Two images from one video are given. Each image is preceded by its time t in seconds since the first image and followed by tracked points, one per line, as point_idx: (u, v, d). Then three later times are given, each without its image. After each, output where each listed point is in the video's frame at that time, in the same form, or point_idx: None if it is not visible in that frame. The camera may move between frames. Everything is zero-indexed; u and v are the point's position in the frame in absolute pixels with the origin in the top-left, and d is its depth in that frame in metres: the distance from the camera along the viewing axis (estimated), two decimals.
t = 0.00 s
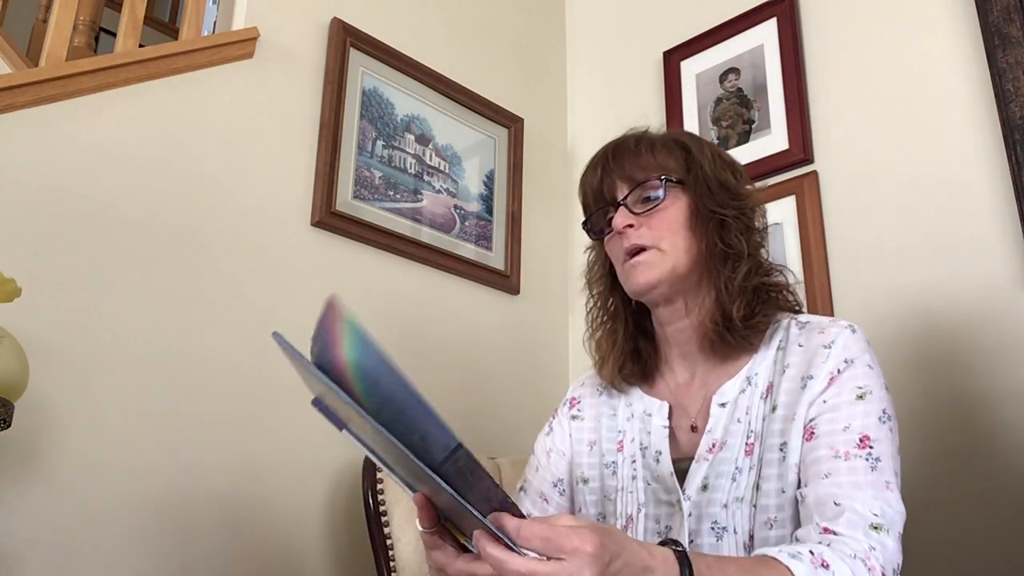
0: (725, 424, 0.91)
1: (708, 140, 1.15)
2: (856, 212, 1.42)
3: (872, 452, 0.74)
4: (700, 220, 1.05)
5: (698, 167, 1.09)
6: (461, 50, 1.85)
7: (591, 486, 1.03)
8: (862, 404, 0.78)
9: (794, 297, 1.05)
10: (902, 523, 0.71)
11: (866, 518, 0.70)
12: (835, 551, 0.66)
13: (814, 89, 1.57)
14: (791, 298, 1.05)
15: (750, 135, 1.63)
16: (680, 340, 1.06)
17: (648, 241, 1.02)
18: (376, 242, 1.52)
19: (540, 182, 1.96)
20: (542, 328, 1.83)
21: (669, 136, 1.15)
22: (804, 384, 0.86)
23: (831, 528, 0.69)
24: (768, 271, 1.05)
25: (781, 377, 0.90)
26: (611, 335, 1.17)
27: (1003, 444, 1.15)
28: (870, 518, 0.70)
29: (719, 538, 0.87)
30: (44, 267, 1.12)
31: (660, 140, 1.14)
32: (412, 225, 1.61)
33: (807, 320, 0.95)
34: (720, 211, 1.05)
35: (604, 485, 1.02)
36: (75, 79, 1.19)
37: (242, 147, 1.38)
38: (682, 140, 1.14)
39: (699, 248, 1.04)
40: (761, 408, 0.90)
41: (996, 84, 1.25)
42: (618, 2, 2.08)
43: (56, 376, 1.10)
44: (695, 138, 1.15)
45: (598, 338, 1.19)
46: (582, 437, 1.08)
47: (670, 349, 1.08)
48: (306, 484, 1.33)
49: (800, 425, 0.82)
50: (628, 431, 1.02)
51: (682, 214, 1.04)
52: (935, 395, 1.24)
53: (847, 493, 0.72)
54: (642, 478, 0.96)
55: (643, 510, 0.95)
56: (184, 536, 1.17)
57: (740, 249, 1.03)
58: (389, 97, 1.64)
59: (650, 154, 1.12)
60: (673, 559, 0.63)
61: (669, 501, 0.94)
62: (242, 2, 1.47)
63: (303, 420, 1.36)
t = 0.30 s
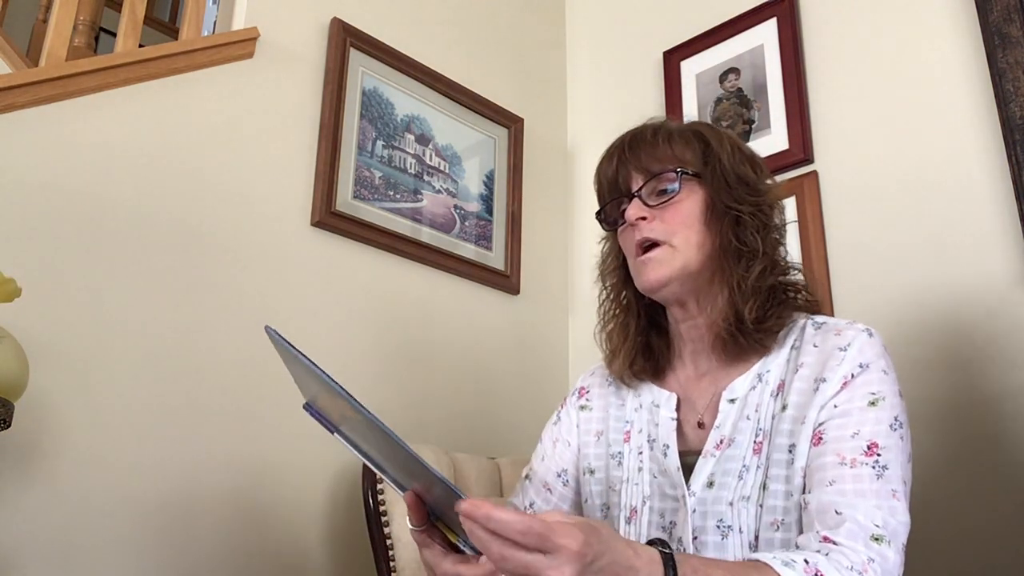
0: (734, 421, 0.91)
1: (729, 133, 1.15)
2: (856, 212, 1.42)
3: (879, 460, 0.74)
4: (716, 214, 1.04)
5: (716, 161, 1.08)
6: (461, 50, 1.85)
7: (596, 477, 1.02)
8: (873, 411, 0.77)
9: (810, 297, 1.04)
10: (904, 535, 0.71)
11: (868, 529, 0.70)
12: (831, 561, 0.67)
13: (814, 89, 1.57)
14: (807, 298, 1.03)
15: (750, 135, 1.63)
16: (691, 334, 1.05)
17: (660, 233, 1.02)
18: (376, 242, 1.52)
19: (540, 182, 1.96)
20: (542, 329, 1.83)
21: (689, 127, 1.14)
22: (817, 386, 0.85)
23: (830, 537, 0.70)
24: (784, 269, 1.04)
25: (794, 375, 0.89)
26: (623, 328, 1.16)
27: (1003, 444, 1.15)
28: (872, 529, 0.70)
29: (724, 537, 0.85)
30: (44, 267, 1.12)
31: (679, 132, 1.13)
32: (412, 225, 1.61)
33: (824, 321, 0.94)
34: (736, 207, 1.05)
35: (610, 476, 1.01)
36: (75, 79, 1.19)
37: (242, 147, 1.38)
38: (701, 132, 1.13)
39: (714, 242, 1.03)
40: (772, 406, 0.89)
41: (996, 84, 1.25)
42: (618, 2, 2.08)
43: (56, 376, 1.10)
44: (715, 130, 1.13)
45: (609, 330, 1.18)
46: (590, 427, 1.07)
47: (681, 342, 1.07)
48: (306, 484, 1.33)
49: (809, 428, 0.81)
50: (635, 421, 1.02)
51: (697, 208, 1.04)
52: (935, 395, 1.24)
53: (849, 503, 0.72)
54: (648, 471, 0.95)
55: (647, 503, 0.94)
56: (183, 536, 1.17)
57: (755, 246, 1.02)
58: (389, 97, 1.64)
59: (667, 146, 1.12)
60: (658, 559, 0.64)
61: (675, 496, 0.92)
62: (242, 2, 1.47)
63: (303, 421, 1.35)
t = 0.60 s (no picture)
0: (741, 423, 0.90)
1: (756, 126, 1.12)
2: (856, 212, 1.42)
3: (874, 467, 0.73)
4: (734, 211, 1.03)
5: (739, 156, 1.06)
6: (461, 50, 1.85)
7: (602, 471, 1.02)
8: (877, 418, 0.77)
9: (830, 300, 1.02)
10: (890, 544, 0.71)
11: (851, 535, 0.69)
12: (808, 562, 0.66)
13: (814, 89, 1.57)
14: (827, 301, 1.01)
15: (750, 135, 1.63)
16: (704, 330, 1.05)
17: (673, 227, 1.01)
18: (376, 243, 1.52)
19: (540, 182, 1.96)
20: (542, 329, 1.83)
21: (714, 119, 1.12)
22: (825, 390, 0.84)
23: (811, 541, 0.69)
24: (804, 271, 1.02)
25: (803, 378, 0.88)
26: (638, 320, 1.15)
27: (1003, 444, 1.16)
28: (855, 535, 0.69)
29: (726, 541, 0.84)
30: (44, 267, 1.12)
31: (703, 123, 1.11)
32: (412, 225, 1.61)
33: (838, 324, 0.92)
34: (756, 206, 1.03)
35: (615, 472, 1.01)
36: (75, 79, 1.19)
37: (242, 147, 1.38)
38: (725, 124, 1.10)
39: (729, 241, 1.02)
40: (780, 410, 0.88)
41: (996, 84, 1.25)
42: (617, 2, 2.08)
43: (56, 376, 1.10)
44: (741, 122, 1.11)
45: (624, 321, 1.18)
46: (598, 421, 1.06)
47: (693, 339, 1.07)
48: (306, 484, 1.33)
49: (811, 431, 0.81)
50: (643, 417, 1.01)
51: (712, 205, 1.03)
52: (935, 395, 1.24)
53: (835, 507, 0.71)
54: (653, 469, 0.94)
55: (649, 501, 0.93)
56: (183, 537, 1.17)
57: (772, 248, 1.01)
58: (389, 97, 1.64)
59: (689, 137, 1.10)
60: (616, 560, 0.62)
61: (677, 496, 0.91)
62: (242, 2, 1.47)
63: (303, 421, 1.35)
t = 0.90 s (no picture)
0: (749, 429, 0.86)
1: (787, 117, 1.04)
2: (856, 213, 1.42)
3: (873, 486, 0.71)
4: (754, 212, 0.97)
5: (764, 153, 0.99)
6: (461, 49, 1.85)
7: (607, 465, 1.00)
8: (883, 435, 0.74)
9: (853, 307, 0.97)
10: (882, 565, 0.69)
11: (837, 559, 0.69)
12: None
13: (814, 90, 1.57)
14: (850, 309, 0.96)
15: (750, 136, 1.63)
16: (718, 331, 1.00)
17: (687, 223, 0.96)
18: (376, 242, 1.52)
19: (540, 181, 1.96)
20: (542, 329, 1.83)
21: (740, 109, 1.04)
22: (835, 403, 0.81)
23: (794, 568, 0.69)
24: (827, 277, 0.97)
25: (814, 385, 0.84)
26: (652, 312, 1.11)
27: (1003, 446, 1.16)
28: (841, 560, 0.68)
29: (729, 550, 0.82)
30: (44, 267, 1.12)
31: (729, 113, 1.04)
32: (412, 225, 1.61)
33: (855, 333, 0.88)
34: (778, 208, 0.96)
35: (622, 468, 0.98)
36: (75, 79, 1.19)
37: (242, 147, 1.38)
38: (752, 117, 1.03)
39: (746, 242, 0.96)
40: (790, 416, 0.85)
41: (996, 84, 1.25)
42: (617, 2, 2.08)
43: (55, 376, 1.10)
44: (768, 114, 1.03)
45: (639, 312, 1.14)
46: (605, 414, 1.04)
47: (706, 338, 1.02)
48: (308, 484, 1.33)
49: (814, 445, 0.78)
50: (652, 414, 0.98)
51: (730, 204, 0.97)
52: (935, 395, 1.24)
53: (825, 529, 0.70)
54: (659, 469, 0.91)
55: (654, 501, 0.90)
56: (183, 536, 1.17)
57: (793, 254, 0.95)
58: (389, 97, 1.64)
59: (712, 128, 1.03)
60: None
61: (682, 499, 0.87)
62: (242, 2, 1.47)
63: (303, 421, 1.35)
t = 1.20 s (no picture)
0: (755, 435, 0.85)
1: (804, 111, 1.00)
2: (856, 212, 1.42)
3: (876, 509, 0.71)
4: (762, 213, 0.94)
5: (775, 151, 0.96)
6: (461, 49, 1.85)
7: (611, 461, 0.98)
8: (888, 456, 0.73)
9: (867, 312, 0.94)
10: None
11: None
12: None
13: (814, 90, 1.57)
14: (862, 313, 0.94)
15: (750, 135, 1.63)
16: (726, 330, 0.99)
17: (688, 223, 0.94)
18: (376, 242, 1.52)
19: (540, 182, 1.96)
20: (542, 329, 1.83)
21: (755, 104, 1.01)
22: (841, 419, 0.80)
23: None
24: (839, 281, 0.94)
25: (823, 397, 0.83)
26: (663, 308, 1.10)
27: (1003, 445, 1.16)
28: None
29: (726, 556, 0.81)
30: (43, 267, 1.12)
31: (741, 108, 1.01)
32: (412, 225, 1.61)
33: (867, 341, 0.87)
34: (787, 211, 0.93)
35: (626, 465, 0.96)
36: (75, 79, 1.19)
37: (241, 147, 1.38)
38: (766, 113, 0.99)
39: (752, 244, 0.94)
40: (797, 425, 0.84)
41: (996, 84, 1.25)
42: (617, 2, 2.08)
43: (55, 375, 1.10)
44: (783, 110, 0.99)
45: (650, 306, 1.13)
46: (610, 408, 1.03)
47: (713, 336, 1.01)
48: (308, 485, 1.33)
49: (818, 463, 0.78)
50: (658, 412, 0.96)
51: (736, 206, 0.94)
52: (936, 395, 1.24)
53: (826, 554, 0.70)
54: (663, 468, 0.90)
55: (657, 501, 0.89)
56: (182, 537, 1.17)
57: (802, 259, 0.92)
58: (389, 97, 1.64)
59: (723, 123, 1.00)
60: None
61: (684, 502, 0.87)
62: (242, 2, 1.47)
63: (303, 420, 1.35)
